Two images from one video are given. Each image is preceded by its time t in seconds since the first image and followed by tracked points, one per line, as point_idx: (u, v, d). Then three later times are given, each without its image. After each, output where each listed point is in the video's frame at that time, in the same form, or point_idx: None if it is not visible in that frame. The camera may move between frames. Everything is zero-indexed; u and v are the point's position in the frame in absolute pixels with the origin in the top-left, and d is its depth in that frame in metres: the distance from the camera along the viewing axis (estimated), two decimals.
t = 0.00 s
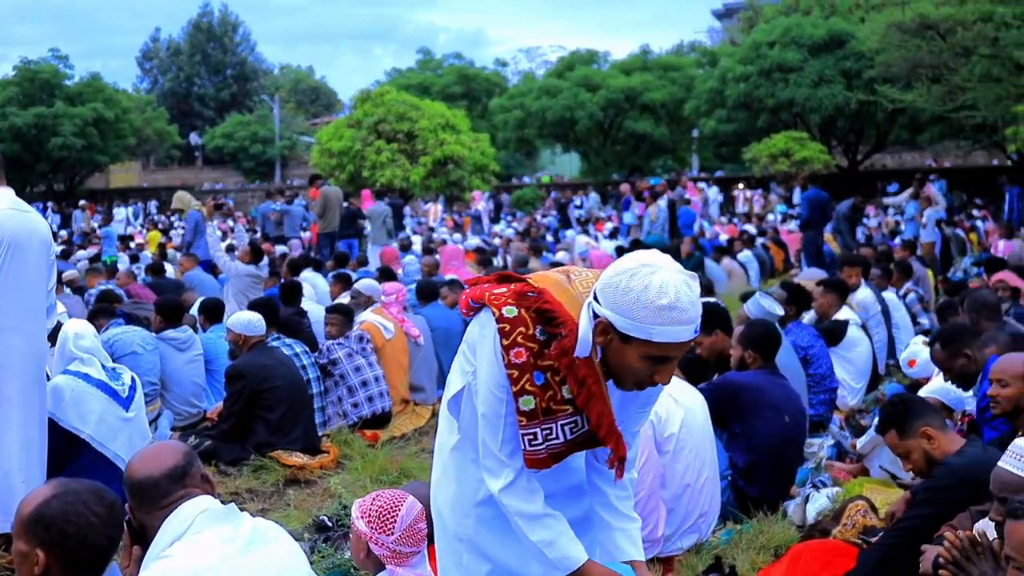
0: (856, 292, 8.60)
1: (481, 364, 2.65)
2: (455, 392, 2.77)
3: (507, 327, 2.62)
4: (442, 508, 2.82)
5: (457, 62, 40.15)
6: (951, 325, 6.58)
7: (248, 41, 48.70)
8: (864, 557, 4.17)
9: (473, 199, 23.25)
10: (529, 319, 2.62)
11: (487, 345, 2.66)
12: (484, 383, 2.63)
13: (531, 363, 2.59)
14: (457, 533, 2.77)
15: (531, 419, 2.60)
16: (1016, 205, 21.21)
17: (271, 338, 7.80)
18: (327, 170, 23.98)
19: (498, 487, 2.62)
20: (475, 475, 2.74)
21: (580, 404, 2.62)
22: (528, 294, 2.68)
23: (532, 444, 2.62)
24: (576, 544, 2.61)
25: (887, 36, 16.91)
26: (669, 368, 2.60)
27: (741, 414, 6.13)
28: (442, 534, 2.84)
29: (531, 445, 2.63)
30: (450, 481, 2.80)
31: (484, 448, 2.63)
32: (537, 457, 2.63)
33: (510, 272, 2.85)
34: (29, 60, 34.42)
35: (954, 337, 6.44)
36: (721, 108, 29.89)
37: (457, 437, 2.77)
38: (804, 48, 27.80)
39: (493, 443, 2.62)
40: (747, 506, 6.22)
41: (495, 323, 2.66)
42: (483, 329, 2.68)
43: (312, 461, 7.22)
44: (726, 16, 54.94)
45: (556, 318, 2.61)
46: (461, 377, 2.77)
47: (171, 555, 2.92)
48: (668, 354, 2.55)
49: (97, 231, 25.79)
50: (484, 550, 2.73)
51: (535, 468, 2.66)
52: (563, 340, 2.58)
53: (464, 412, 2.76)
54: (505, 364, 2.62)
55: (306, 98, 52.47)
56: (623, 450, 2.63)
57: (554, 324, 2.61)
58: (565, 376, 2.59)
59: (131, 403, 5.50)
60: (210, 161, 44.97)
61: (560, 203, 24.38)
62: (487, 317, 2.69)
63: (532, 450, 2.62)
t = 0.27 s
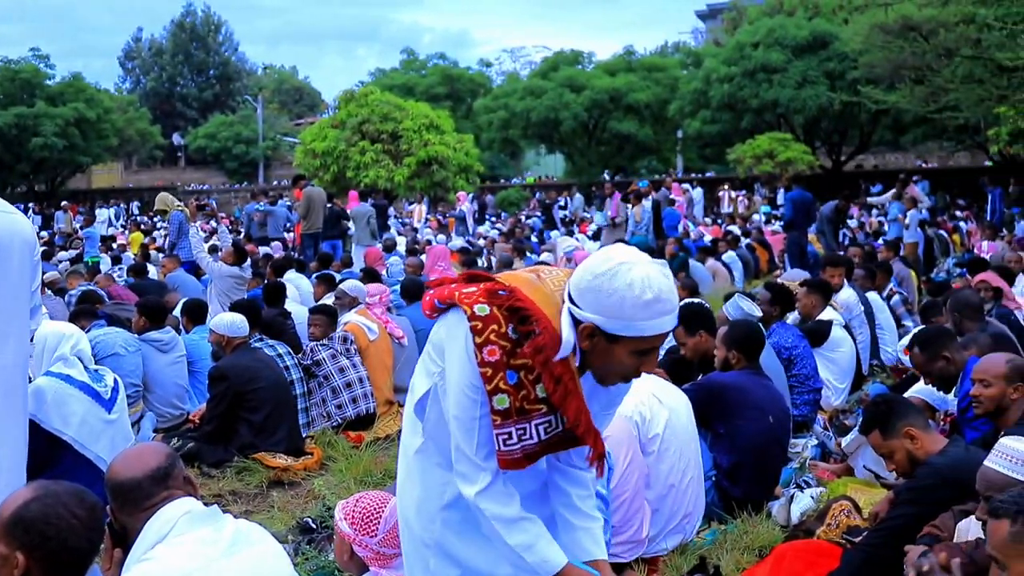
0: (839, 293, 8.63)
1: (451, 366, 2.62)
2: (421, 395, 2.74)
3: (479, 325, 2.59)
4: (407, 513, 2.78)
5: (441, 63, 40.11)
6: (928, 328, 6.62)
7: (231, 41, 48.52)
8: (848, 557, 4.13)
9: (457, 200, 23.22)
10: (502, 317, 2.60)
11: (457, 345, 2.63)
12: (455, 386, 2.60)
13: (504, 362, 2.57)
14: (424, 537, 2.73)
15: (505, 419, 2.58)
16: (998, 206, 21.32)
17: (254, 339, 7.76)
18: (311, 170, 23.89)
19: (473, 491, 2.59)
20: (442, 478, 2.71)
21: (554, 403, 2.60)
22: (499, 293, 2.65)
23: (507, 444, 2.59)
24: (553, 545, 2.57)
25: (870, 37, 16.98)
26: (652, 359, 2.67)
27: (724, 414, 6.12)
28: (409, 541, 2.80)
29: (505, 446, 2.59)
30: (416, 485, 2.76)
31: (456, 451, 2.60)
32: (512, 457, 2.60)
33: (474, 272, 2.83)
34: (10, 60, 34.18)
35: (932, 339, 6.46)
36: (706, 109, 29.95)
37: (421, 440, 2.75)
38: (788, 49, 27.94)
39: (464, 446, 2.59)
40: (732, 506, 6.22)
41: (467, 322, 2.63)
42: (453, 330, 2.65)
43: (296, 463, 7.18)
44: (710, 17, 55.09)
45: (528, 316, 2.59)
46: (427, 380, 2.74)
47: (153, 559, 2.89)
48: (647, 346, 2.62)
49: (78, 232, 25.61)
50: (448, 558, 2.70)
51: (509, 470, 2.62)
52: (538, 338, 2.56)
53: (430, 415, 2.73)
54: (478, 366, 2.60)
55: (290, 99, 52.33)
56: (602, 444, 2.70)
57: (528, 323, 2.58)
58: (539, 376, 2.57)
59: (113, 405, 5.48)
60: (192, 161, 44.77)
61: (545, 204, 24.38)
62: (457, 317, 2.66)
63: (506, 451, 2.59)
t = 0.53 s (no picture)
0: (823, 292, 8.63)
1: (447, 373, 2.59)
2: (399, 401, 2.72)
3: (485, 333, 2.58)
4: (383, 519, 2.76)
5: (426, 62, 40.07)
6: (910, 329, 6.66)
7: (215, 41, 48.33)
8: (832, 557, 4.15)
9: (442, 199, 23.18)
10: (506, 324, 2.59)
11: (452, 352, 2.62)
12: (450, 391, 2.58)
13: (510, 370, 2.55)
14: (400, 543, 2.71)
15: (515, 427, 2.56)
16: (982, 206, 21.42)
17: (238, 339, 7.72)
18: (296, 170, 23.80)
19: (479, 499, 2.57)
20: (418, 484, 2.69)
21: (561, 409, 2.58)
22: (501, 300, 2.64)
23: (516, 452, 2.57)
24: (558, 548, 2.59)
25: (855, 38, 17.03)
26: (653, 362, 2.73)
27: (709, 414, 6.12)
28: (384, 547, 2.78)
29: (515, 453, 2.57)
30: (390, 491, 2.74)
31: (453, 459, 2.58)
32: (521, 466, 2.58)
33: (464, 280, 2.81)
34: None
35: (915, 340, 6.51)
36: (691, 109, 30.00)
37: (396, 446, 2.73)
38: (773, 49, 28.11)
39: (463, 453, 2.57)
40: (716, 507, 6.21)
41: (470, 330, 2.62)
42: (453, 338, 2.63)
43: (280, 463, 7.14)
44: (695, 18, 55.22)
45: (532, 323, 2.57)
46: (406, 386, 2.72)
47: (136, 560, 2.86)
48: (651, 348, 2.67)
49: (61, 231, 25.43)
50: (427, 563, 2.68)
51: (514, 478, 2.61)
52: (544, 345, 2.54)
53: (408, 421, 2.72)
54: (482, 373, 2.58)
55: (274, 98, 52.17)
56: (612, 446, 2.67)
57: (532, 331, 2.56)
58: (546, 383, 2.56)
59: (96, 406, 5.44)
60: (176, 161, 44.56)
61: (530, 204, 24.36)
62: (459, 324, 2.65)
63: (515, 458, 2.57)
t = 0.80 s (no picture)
0: (804, 293, 8.67)
1: (455, 381, 2.64)
2: (387, 406, 2.77)
3: (501, 343, 2.64)
4: (364, 521, 2.80)
5: (409, 62, 40.00)
6: (890, 328, 6.69)
7: (197, 40, 48.10)
8: (813, 556, 4.16)
9: (425, 200, 23.14)
10: (521, 333, 2.64)
11: (460, 359, 2.66)
12: (460, 398, 2.63)
13: (527, 379, 2.62)
14: (384, 546, 2.76)
15: (532, 436, 2.64)
16: (962, 206, 21.52)
17: (220, 339, 7.70)
18: (278, 170, 23.71)
19: (494, 504, 2.62)
20: (404, 487, 2.76)
21: (571, 416, 2.67)
22: (512, 309, 2.69)
23: (533, 461, 2.66)
24: (566, 543, 2.66)
25: (835, 39, 17.11)
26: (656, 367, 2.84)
27: (691, 414, 6.15)
28: (364, 549, 2.82)
29: (531, 461, 2.66)
30: (375, 495, 2.79)
31: (464, 464, 2.63)
32: (537, 474, 2.67)
33: (466, 283, 2.83)
34: None
35: (894, 340, 6.54)
36: (673, 110, 30.05)
37: (381, 448, 2.78)
38: (755, 51, 28.23)
39: (473, 458, 2.63)
40: (698, 507, 6.21)
41: (484, 338, 2.66)
42: (463, 347, 2.67)
43: (261, 464, 7.11)
44: (678, 19, 55.33)
45: (546, 334, 2.63)
46: (399, 390, 2.77)
47: (114, 561, 2.84)
48: (656, 355, 2.78)
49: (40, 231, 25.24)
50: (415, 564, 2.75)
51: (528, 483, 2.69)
52: (558, 356, 2.62)
53: (396, 424, 2.77)
54: (496, 383, 2.64)
55: (256, 98, 51.98)
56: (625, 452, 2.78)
57: (545, 342, 2.63)
58: (560, 392, 2.64)
59: (75, 407, 5.39)
60: (157, 161, 44.31)
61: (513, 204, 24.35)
62: (468, 333, 2.69)
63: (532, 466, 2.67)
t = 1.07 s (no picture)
0: (784, 293, 8.69)
1: (466, 382, 2.69)
2: (383, 407, 2.81)
3: (513, 344, 2.67)
4: (351, 523, 2.82)
5: (390, 64, 39.91)
6: (869, 328, 6.70)
7: (176, 40, 47.85)
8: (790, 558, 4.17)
9: (406, 201, 23.08)
10: (531, 334, 2.68)
11: (468, 360, 2.70)
12: (468, 398, 2.68)
13: (539, 380, 2.65)
14: (372, 546, 2.80)
15: (545, 435, 2.66)
16: (941, 207, 21.65)
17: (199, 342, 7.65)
18: (258, 172, 23.59)
19: (508, 503, 2.67)
20: (393, 487, 2.81)
21: (578, 414, 2.70)
22: (520, 310, 2.73)
23: (545, 459, 2.68)
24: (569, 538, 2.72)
25: (815, 40, 17.17)
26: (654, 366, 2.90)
27: (672, 415, 6.14)
28: (348, 551, 2.83)
29: (542, 460, 2.68)
30: (364, 496, 2.81)
31: (475, 463, 2.67)
32: (549, 472, 2.70)
33: (466, 287, 2.86)
34: None
35: (873, 340, 6.56)
36: (654, 111, 30.11)
37: (372, 449, 2.82)
38: (735, 52, 28.36)
39: (486, 456, 2.66)
40: (680, 507, 6.22)
41: (496, 339, 2.70)
42: (472, 348, 2.71)
43: (241, 468, 7.05)
44: (658, 20, 55.49)
45: (555, 335, 2.68)
46: (394, 390, 2.81)
47: (90, 566, 2.81)
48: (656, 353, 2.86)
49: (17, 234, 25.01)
50: (403, 563, 2.80)
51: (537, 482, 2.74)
52: (568, 356, 2.66)
53: (389, 425, 2.82)
54: (508, 383, 2.68)
55: (236, 99, 51.75)
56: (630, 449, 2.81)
57: (554, 342, 2.67)
58: (570, 391, 2.67)
59: (52, 411, 5.32)
60: (136, 162, 44.03)
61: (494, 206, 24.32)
62: (476, 334, 2.72)
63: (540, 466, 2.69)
